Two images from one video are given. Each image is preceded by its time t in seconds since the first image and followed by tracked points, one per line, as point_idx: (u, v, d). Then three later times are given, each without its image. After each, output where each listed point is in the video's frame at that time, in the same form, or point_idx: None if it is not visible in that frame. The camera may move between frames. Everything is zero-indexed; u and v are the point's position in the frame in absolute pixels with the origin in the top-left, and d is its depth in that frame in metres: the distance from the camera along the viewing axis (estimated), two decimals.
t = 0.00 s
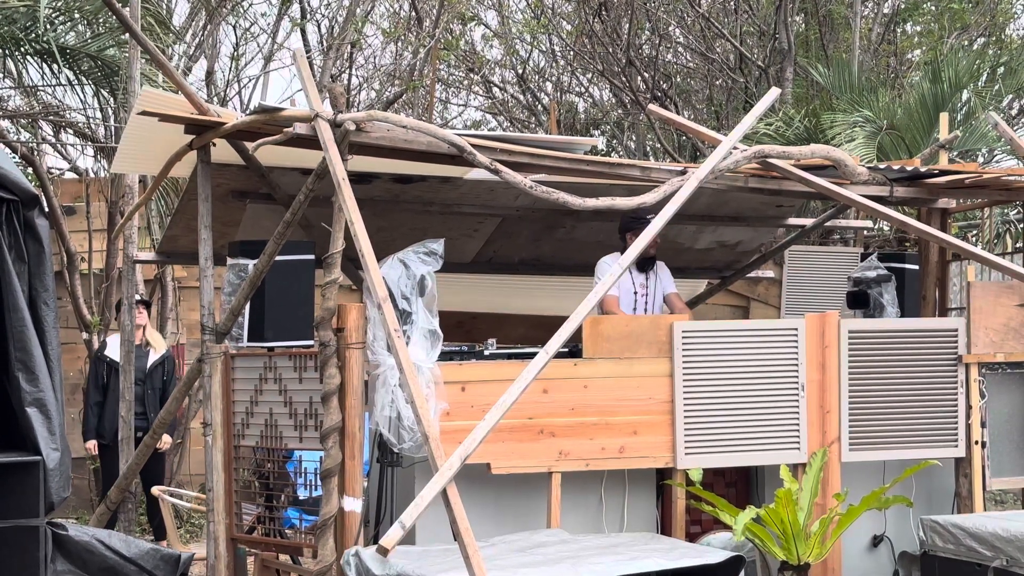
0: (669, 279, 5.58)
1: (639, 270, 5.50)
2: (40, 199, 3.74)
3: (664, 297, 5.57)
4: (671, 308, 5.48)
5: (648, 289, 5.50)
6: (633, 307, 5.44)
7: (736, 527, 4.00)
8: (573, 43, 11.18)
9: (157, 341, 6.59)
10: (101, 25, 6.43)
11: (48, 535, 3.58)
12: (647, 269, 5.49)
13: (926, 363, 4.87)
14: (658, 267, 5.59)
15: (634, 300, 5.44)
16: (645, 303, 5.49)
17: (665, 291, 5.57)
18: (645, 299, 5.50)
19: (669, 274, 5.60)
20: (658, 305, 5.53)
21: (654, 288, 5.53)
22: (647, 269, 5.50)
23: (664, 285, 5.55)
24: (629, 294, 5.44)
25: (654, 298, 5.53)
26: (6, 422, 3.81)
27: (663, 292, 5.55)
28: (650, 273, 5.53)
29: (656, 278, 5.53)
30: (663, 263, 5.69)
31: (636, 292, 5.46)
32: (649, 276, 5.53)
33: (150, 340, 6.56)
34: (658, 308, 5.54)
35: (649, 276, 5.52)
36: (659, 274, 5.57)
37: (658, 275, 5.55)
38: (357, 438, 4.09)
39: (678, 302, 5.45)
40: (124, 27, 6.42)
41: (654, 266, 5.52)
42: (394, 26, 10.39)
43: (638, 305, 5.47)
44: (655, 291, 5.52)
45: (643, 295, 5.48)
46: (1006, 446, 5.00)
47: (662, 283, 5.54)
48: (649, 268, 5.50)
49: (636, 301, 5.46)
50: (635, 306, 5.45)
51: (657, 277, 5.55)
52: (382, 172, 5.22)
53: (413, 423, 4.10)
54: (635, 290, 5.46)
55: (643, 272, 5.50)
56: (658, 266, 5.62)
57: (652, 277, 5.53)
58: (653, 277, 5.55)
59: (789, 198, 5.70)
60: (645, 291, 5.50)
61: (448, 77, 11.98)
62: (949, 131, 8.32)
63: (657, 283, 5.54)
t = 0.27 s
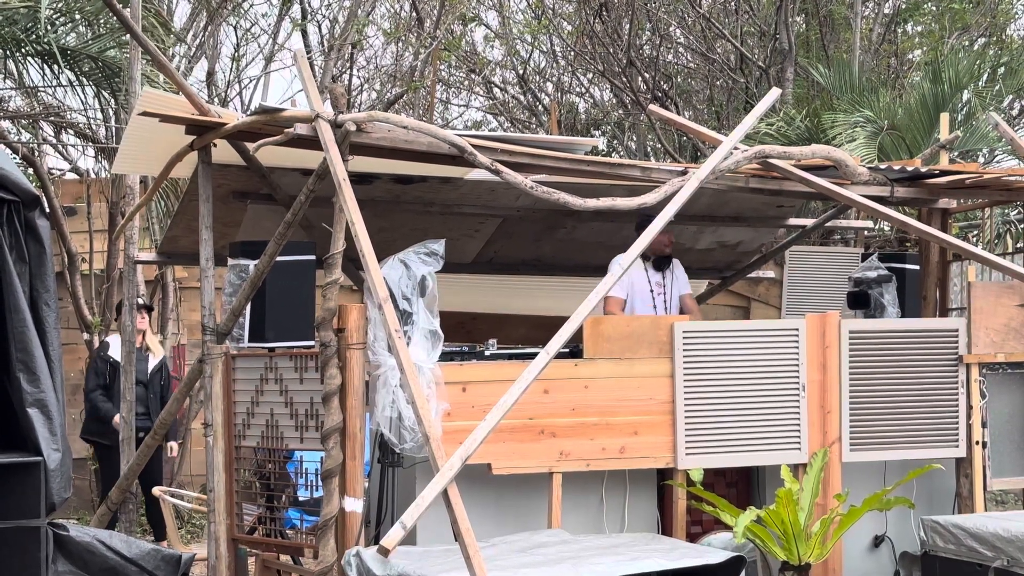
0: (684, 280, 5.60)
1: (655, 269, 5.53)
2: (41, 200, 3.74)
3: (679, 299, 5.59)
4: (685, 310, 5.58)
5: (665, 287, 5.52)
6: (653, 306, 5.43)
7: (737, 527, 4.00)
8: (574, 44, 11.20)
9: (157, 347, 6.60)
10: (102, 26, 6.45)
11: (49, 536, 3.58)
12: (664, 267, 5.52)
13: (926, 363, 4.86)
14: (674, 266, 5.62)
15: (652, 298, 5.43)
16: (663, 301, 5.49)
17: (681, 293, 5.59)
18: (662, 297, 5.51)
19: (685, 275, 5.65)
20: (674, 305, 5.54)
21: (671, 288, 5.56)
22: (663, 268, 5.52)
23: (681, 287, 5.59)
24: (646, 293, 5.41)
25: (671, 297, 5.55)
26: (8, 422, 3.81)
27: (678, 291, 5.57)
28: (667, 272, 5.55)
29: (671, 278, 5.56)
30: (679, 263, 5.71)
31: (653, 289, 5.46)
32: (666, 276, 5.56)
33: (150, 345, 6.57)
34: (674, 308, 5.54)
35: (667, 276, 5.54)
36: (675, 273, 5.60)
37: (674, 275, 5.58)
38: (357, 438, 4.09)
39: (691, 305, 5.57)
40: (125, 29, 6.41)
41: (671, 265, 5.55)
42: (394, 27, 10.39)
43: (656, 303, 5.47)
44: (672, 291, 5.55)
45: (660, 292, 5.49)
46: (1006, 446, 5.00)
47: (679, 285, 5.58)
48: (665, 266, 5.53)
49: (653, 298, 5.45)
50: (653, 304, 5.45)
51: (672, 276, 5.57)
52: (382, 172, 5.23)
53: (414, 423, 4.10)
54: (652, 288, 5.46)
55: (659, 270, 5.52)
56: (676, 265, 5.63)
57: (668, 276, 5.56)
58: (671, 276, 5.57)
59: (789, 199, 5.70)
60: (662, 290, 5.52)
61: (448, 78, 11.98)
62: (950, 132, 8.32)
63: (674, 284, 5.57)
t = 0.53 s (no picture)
0: (693, 281, 5.70)
1: (665, 272, 5.58)
2: (41, 200, 3.75)
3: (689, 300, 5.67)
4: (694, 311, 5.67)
5: (676, 290, 5.56)
6: (663, 308, 5.44)
7: (737, 528, 4.00)
8: (575, 45, 11.21)
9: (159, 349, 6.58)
10: (103, 27, 6.43)
11: (50, 536, 3.58)
12: (673, 270, 5.59)
13: (927, 364, 4.87)
14: (684, 269, 5.69)
15: (662, 299, 5.44)
16: (674, 303, 5.51)
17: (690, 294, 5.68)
18: (674, 300, 5.53)
19: (694, 275, 5.73)
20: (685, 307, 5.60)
21: (682, 290, 5.61)
22: (673, 271, 5.59)
23: (690, 288, 5.67)
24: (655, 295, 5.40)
25: (682, 298, 5.61)
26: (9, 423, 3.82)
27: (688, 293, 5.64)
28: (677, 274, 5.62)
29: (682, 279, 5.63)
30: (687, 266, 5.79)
31: (664, 291, 5.49)
32: (676, 278, 5.63)
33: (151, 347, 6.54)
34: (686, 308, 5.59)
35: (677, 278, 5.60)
36: (685, 275, 5.67)
37: (683, 276, 5.65)
38: (358, 439, 4.10)
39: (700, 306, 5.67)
40: (126, 32, 6.38)
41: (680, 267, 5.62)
42: (395, 28, 10.39)
43: (667, 305, 5.49)
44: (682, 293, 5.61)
45: (671, 295, 5.51)
46: (1007, 447, 5.00)
47: (688, 286, 5.66)
48: (675, 269, 5.60)
49: (665, 302, 5.47)
50: (664, 306, 5.46)
51: (682, 278, 5.64)
52: (383, 174, 5.23)
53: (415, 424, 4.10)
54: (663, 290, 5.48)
55: (669, 273, 5.58)
56: (685, 266, 5.70)
57: (679, 279, 5.62)
58: (681, 278, 5.64)
59: (789, 200, 5.71)
60: (673, 292, 5.54)
61: (449, 78, 11.84)
62: (950, 132, 8.32)
63: (684, 286, 5.65)
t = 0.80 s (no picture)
0: (697, 285, 5.71)
1: (670, 275, 5.59)
2: (43, 202, 3.75)
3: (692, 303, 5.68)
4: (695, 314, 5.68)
5: (679, 293, 5.58)
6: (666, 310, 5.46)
7: (738, 530, 4.01)
8: (576, 46, 11.22)
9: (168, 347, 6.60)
10: (105, 29, 6.42)
11: (51, 537, 3.58)
12: (679, 274, 5.59)
13: (928, 365, 4.87)
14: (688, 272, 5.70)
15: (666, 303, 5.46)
16: (677, 306, 5.54)
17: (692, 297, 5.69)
18: (677, 302, 5.55)
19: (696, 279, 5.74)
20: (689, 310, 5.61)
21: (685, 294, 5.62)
22: (678, 274, 5.59)
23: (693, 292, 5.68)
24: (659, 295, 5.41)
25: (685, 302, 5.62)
26: (10, 424, 3.82)
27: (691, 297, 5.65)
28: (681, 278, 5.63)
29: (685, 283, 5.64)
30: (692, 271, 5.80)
31: (668, 295, 5.51)
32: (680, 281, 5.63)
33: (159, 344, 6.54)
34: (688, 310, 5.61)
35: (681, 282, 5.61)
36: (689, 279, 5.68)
37: (688, 280, 5.66)
38: (360, 440, 4.11)
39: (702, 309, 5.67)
40: (126, 33, 6.39)
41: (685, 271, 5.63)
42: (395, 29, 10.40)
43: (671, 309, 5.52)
44: (686, 296, 5.62)
45: (674, 299, 5.54)
46: (1008, 448, 5.00)
47: (691, 290, 5.67)
48: (680, 273, 5.61)
49: (668, 305, 5.49)
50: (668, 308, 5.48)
51: (686, 282, 5.66)
52: (384, 175, 5.24)
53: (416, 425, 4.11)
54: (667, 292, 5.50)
55: (674, 277, 5.59)
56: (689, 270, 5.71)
57: (683, 282, 5.64)
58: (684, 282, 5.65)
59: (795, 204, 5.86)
60: (677, 295, 5.57)
61: (449, 80, 11.93)
62: (951, 133, 8.33)
63: (687, 289, 5.65)
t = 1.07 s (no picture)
0: (693, 284, 5.68)
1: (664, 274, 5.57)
2: (45, 204, 3.77)
3: (690, 303, 5.65)
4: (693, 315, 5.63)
5: (675, 291, 5.55)
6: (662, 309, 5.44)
7: (738, 531, 4.02)
8: (576, 48, 11.24)
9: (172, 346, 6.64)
10: (107, 31, 6.44)
11: (54, 538, 3.59)
12: (672, 272, 5.57)
13: (928, 366, 4.88)
14: (683, 271, 5.68)
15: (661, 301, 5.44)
16: (674, 306, 5.52)
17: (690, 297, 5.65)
18: (674, 302, 5.53)
19: (693, 278, 5.71)
20: (685, 310, 5.59)
21: (681, 293, 5.59)
22: (672, 273, 5.58)
23: (690, 291, 5.65)
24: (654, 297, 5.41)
25: (682, 301, 5.59)
26: (13, 425, 3.83)
27: (688, 296, 5.62)
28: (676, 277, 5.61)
29: (681, 282, 5.61)
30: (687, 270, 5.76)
31: (663, 293, 5.49)
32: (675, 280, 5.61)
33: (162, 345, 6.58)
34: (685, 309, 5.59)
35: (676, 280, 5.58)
36: (683, 277, 5.66)
37: (683, 279, 5.64)
38: (361, 441, 4.11)
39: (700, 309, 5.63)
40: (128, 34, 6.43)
41: (679, 269, 5.61)
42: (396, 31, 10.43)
43: (667, 307, 5.50)
44: (683, 296, 5.59)
45: (671, 297, 5.51)
46: (1008, 449, 5.01)
47: (688, 289, 5.64)
48: (673, 271, 5.59)
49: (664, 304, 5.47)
50: (664, 308, 5.47)
51: (682, 281, 5.63)
52: (385, 177, 5.25)
53: (417, 426, 4.12)
54: (663, 292, 5.49)
55: (668, 276, 5.57)
56: (683, 270, 5.69)
57: (678, 282, 5.61)
58: (680, 281, 5.63)
59: (793, 203, 5.83)
60: (673, 294, 5.54)
61: (450, 82, 11.93)
62: (950, 135, 8.35)
63: (683, 288, 5.62)
